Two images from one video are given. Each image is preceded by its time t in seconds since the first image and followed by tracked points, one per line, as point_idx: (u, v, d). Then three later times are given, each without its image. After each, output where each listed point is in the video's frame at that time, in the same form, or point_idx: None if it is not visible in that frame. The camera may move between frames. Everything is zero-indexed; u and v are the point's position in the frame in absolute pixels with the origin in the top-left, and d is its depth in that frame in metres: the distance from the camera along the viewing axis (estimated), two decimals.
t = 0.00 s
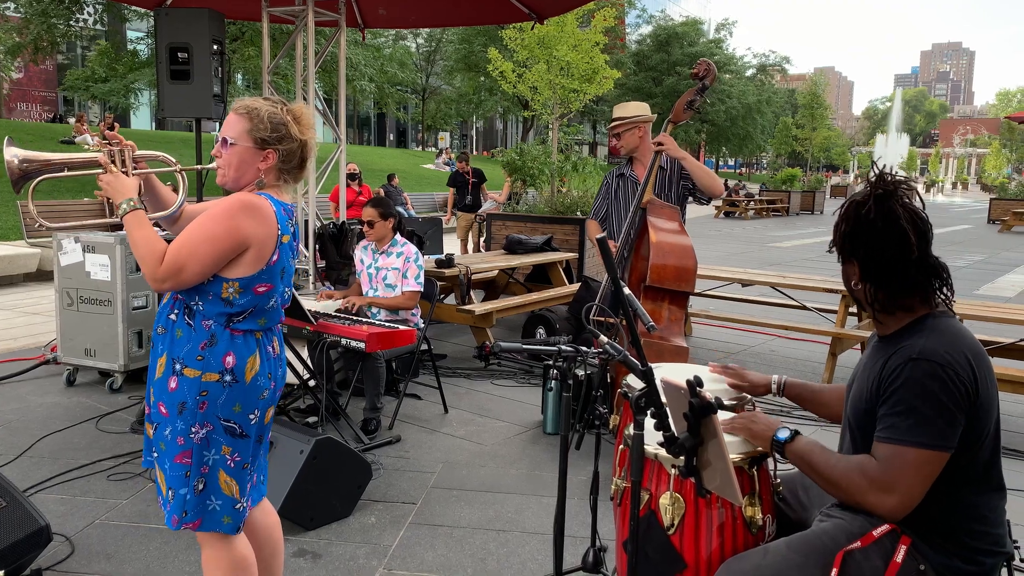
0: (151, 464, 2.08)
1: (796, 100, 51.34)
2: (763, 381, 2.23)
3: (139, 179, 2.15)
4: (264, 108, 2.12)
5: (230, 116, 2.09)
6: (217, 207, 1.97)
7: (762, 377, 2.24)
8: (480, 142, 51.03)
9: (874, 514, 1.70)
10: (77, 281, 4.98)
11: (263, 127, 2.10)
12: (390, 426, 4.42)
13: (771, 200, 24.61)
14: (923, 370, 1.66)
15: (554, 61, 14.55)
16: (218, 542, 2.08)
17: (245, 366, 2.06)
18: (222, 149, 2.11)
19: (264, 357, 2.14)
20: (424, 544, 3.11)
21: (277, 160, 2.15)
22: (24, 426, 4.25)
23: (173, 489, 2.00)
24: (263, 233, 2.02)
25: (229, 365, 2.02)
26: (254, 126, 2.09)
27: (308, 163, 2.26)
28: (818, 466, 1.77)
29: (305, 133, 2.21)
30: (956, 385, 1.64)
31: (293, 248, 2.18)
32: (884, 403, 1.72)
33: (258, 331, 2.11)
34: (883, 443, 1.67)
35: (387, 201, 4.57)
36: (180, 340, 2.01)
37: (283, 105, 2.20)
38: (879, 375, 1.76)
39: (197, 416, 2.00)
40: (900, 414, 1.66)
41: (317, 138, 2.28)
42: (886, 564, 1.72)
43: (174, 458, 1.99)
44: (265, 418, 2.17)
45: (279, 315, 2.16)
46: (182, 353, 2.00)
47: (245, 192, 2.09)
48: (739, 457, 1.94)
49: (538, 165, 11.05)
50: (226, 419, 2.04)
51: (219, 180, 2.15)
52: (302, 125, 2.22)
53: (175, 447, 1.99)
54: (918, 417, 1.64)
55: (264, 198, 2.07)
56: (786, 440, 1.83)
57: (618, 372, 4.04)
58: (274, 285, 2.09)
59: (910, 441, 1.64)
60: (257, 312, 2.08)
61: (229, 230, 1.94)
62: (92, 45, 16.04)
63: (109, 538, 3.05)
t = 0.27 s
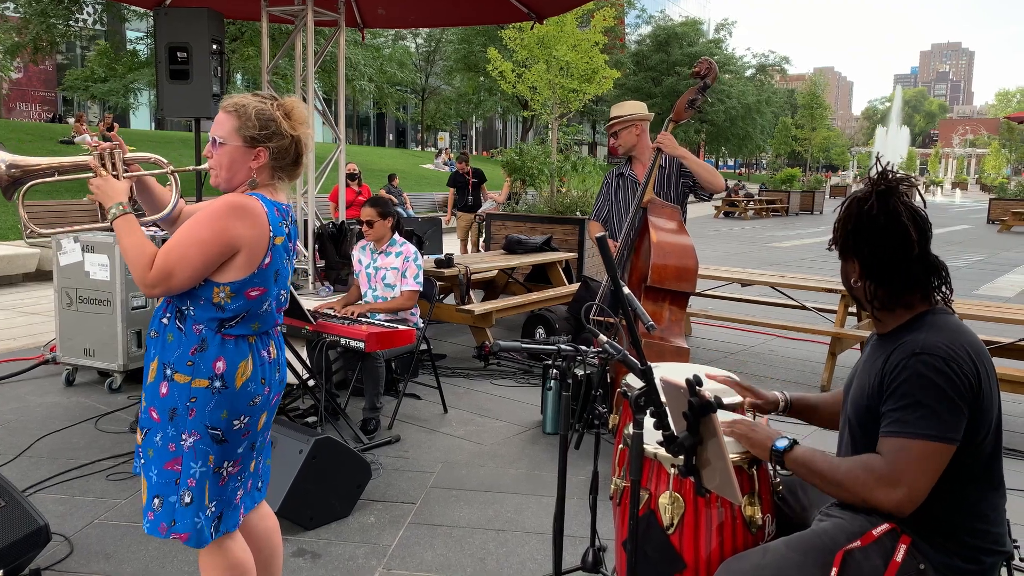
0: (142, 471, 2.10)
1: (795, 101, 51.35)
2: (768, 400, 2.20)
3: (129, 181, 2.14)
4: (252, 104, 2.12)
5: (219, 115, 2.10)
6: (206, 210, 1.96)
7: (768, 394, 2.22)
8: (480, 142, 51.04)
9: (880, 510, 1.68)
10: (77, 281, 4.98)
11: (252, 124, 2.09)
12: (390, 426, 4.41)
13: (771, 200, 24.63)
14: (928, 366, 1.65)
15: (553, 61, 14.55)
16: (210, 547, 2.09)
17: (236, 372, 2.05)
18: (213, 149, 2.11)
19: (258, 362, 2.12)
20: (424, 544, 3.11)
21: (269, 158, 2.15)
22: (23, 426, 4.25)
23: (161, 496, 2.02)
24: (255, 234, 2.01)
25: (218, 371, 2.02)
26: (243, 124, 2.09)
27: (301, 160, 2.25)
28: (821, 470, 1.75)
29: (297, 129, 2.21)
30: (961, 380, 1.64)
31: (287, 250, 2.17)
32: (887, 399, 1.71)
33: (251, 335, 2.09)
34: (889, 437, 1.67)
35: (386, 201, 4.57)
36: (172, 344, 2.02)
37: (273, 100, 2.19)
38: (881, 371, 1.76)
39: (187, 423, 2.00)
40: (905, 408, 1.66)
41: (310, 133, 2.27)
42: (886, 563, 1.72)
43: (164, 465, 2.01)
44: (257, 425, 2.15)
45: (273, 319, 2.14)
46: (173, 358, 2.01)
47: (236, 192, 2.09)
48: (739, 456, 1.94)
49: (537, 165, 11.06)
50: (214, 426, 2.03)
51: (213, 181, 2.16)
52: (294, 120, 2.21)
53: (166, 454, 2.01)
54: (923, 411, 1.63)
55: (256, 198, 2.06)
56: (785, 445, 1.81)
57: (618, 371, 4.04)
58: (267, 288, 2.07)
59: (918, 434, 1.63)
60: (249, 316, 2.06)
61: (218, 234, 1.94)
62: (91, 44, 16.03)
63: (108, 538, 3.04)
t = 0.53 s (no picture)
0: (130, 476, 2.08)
1: (795, 101, 51.37)
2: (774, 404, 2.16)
3: (125, 180, 2.14)
4: (248, 103, 2.11)
5: (216, 113, 2.09)
6: (201, 211, 1.95)
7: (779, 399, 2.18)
8: (479, 142, 51.06)
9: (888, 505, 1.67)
10: (77, 280, 4.97)
11: (248, 123, 2.09)
12: (390, 427, 4.41)
13: (770, 200, 24.64)
14: (937, 364, 1.65)
15: (553, 62, 14.56)
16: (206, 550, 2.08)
17: (230, 376, 2.04)
18: (209, 148, 2.11)
19: (254, 367, 2.11)
20: (425, 544, 3.11)
21: (265, 157, 2.14)
22: (23, 426, 4.24)
23: (145, 501, 2.00)
24: (250, 236, 2.00)
25: (212, 374, 2.01)
26: (238, 123, 2.08)
27: (298, 159, 2.25)
28: (830, 459, 1.73)
29: (293, 128, 2.20)
30: (971, 377, 1.64)
31: (284, 251, 2.16)
32: (895, 396, 1.71)
33: (247, 340, 2.09)
34: (897, 433, 1.67)
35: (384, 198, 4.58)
36: (166, 347, 2.02)
37: (269, 99, 2.18)
38: (889, 369, 1.76)
39: (177, 427, 1.99)
40: (913, 405, 1.66)
41: (308, 131, 2.26)
42: (887, 563, 1.72)
43: (149, 469, 1.99)
44: (253, 431, 2.13)
45: (270, 323, 2.13)
46: (166, 360, 2.00)
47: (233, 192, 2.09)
48: (740, 456, 1.94)
49: (537, 165, 11.07)
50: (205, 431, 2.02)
51: (211, 181, 2.16)
52: (290, 119, 2.20)
53: (152, 458, 1.99)
54: (933, 408, 1.63)
55: (251, 199, 2.05)
56: (795, 432, 1.76)
57: (619, 372, 4.04)
58: (262, 291, 2.06)
59: (928, 430, 1.63)
60: (245, 320, 2.06)
61: (210, 237, 1.93)
62: (91, 44, 16.03)
63: (108, 538, 3.04)
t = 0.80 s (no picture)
0: (132, 476, 2.09)
1: (795, 101, 51.40)
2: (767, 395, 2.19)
3: (128, 183, 2.14)
4: (246, 104, 2.11)
5: (216, 117, 2.10)
6: (203, 214, 1.94)
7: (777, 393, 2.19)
8: (479, 142, 51.07)
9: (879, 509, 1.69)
10: (77, 281, 4.97)
11: (247, 125, 2.09)
12: (391, 427, 4.41)
13: (770, 200, 24.65)
14: (937, 368, 1.65)
15: (553, 62, 14.56)
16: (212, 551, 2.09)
17: (231, 377, 2.04)
18: (210, 152, 2.11)
19: (255, 366, 2.11)
20: (426, 544, 3.10)
21: (267, 159, 2.14)
22: (23, 426, 4.24)
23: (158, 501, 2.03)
24: (253, 236, 2.00)
25: (214, 375, 2.01)
26: (239, 125, 2.09)
27: (301, 159, 2.24)
28: (822, 461, 1.74)
29: (294, 127, 2.19)
30: (972, 380, 1.63)
31: (286, 251, 2.16)
32: (894, 401, 1.71)
33: (249, 339, 2.08)
34: (891, 439, 1.67)
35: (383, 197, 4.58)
36: (169, 347, 2.02)
37: (269, 99, 2.18)
38: (890, 373, 1.76)
39: (182, 428, 2.00)
40: (910, 410, 1.66)
41: (308, 132, 2.26)
42: (889, 564, 1.72)
43: (159, 469, 2.01)
44: (254, 430, 2.13)
45: (272, 322, 2.13)
46: (169, 361, 2.01)
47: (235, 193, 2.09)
48: (742, 457, 1.94)
49: (537, 165, 11.08)
50: (210, 433, 2.02)
51: (213, 184, 2.16)
52: (290, 118, 2.19)
53: (162, 458, 2.01)
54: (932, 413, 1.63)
55: (253, 199, 2.05)
56: (792, 434, 1.76)
57: (619, 372, 4.04)
58: (264, 291, 2.06)
59: (919, 438, 1.63)
60: (247, 320, 2.06)
61: (214, 237, 1.92)
62: (91, 44, 16.03)
63: (109, 539, 3.04)
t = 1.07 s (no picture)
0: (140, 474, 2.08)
1: (795, 100, 51.41)
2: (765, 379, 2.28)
3: (135, 181, 2.14)
4: (257, 106, 2.11)
5: (224, 116, 2.10)
6: (211, 212, 1.95)
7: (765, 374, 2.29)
8: (479, 142, 51.07)
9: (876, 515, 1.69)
10: (77, 281, 4.98)
11: (257, 126, 2.09)
12: (391, 427, 4.41)
13: (770, 200, 24.65)
14: (933, 370, 1.65)
15: (553, 61, 14.56)
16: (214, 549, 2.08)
17: (239, 373, 2.04)
18: (218, 151, 2.11)
19: (261, 364, 2.12)
20: (426, 544, 3.11)
21: (274, 159, 2.15)
22: (24, 426, 4.25)
23: (164, 498, 2.02)
24: (260, 236, 2.01)
25: (222, 372, 2.01)
26: (248, 125, 2.09)
27: (306, 160, 2.25)
28: (819, 471, 1.77)
29: (301, 129, 2.20)
30: (963, 385, 1.63)
31: (292, 250, 2.17)
32: (889, 403, 1.72)
33: (255, 337, 2.09)
34: (887, 444, 1.68)
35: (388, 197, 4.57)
36: (176, 345, 2.02)
37: (278, 101, 2.19)
38: (886, 374, 1.76)
39: (190, 425, 2.00)
40: (905, 415, 1.66)
41: (314, 134, 2.27)
42: (889, 564, 1.72)
43: (166, 466, 2.01)
44: (260, 427, 2.14)
45: (278, 320, 2.14)
46: (176, 358, 2.01)
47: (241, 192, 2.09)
48: (742, 457, 1.94)
49: (537, 165, 11.08)
50: (219, 429, 2.02)
51: (218, 182, 2.15)
52: (298, 121, 2.20)
53: (168, 455, 2.01)
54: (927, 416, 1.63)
55: (260, 199, 2.06)
56: (787, 445, 1.82)
57: (619, 372, 4.04)
58: (271, 290, 2.07)
59: (912, 442, 1.64)
60: (254, 318, 2.06)
61: (223, 236, 1.93)
62: (90, 45, 16.02)
63: (109, 539, 3.04)
